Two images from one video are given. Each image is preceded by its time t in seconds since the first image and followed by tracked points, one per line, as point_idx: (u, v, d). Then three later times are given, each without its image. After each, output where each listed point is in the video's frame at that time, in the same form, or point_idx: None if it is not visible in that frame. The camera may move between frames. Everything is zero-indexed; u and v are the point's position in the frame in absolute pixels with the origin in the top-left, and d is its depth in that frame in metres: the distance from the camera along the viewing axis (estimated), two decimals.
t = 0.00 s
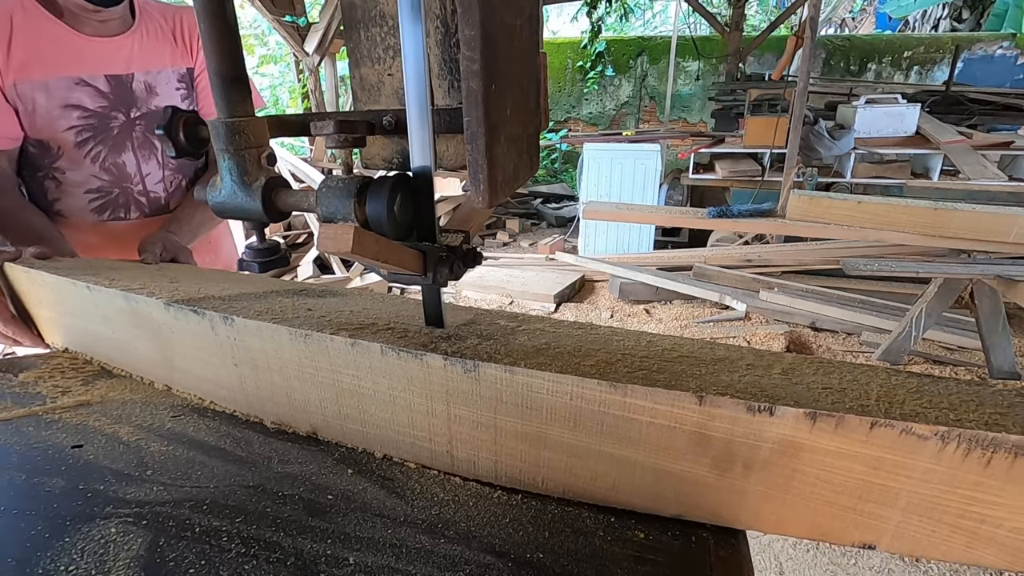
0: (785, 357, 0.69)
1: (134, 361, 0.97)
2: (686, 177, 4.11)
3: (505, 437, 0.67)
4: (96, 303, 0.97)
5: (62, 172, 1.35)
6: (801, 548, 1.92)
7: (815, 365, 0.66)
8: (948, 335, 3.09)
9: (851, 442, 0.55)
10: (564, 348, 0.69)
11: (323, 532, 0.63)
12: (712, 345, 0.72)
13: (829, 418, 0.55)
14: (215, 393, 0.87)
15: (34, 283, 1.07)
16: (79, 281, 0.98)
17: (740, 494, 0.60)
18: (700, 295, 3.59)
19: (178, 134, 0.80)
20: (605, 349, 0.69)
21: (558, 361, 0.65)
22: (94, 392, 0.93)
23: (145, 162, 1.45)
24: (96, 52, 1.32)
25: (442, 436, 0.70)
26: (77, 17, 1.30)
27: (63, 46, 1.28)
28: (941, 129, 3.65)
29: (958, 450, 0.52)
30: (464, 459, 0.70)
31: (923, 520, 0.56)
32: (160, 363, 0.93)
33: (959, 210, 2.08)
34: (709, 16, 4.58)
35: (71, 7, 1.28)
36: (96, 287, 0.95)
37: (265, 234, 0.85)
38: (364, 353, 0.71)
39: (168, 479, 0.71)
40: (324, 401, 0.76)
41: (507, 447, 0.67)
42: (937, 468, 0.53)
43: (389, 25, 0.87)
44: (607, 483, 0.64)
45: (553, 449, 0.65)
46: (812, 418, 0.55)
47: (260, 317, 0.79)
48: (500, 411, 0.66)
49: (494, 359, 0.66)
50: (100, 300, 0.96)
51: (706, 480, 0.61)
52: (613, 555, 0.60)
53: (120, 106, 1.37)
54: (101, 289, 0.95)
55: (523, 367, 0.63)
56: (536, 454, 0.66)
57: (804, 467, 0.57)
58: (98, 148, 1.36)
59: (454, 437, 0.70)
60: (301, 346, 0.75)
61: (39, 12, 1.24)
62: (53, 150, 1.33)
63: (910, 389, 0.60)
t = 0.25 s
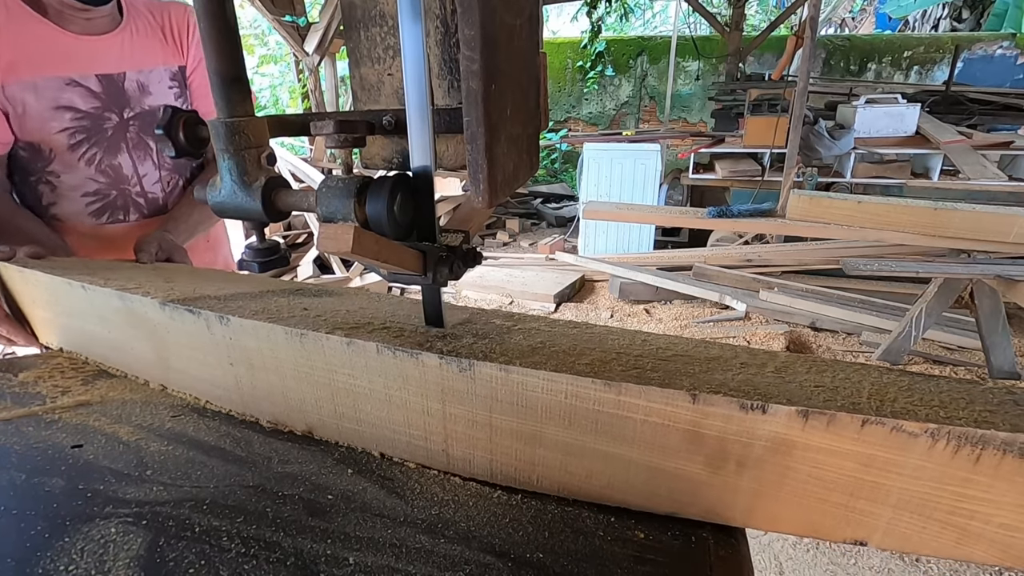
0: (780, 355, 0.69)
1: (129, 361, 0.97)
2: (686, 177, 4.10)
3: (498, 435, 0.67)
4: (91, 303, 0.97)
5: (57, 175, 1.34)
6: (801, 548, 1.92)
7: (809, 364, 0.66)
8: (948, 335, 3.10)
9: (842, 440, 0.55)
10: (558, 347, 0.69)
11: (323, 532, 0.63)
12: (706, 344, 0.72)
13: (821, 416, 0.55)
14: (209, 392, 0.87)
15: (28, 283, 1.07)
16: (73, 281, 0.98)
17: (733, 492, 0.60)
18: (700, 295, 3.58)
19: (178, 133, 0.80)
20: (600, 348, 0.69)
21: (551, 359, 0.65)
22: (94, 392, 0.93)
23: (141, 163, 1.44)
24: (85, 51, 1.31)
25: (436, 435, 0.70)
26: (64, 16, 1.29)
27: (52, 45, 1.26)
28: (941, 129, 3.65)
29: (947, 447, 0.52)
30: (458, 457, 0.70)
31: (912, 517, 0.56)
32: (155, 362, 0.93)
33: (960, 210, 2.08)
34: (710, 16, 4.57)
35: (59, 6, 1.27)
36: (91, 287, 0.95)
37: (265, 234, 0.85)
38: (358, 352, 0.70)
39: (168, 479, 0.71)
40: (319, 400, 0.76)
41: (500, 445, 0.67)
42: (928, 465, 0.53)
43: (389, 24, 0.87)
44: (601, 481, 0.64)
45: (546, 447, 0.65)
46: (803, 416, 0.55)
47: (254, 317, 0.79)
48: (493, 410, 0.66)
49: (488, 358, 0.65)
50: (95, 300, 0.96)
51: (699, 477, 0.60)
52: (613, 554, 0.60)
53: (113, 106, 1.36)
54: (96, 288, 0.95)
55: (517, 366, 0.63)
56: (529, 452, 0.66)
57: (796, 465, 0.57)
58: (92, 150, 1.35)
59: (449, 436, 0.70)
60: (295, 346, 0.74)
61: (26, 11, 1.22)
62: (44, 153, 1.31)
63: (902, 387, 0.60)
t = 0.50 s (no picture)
0: (771, 354, 0.69)
1: (123, 360, 0.97)
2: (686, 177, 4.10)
3: (488, 434, 0.67)
4: (85, 302, 0.97)
5: (51, 174, 1.32)
6: (801, 548, 1.92)
7: (799, 363, 0.66)
8: (948, 335, 3.10)
9: (829, 438, 0.55)
10: (549, 347, 0.69)
11: (323, 532, 0.63)
12: (697, 343, 0.72)
13: (808, 414, 0.55)
14: (201, 391, 0.87)
15: (24, 282, 1.07)
16: (68, 279, 0.98)
17: (721, 490, 0.60)
18: (700, 295, 3.59)
19: (178, 133, 0.80)
20: (590, 347, 0.69)
21: (541, 358, 0.65)
22: (94, 392, 0.93)
23: (136, 164, 1.44)
24: (80, 54, 1.31)
25: (427, 434, 0.70)
26: (58, 17, 1.29)
27: (47, 47, 1.26)
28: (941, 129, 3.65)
29: (933, 446, 0.53)
30: (448, 456, 0.71)
31: (898, 515, 0.56)
32: (149, 361, 0.93)
33: (960, 210, 2.08)
34: (710, 16, 4.57)
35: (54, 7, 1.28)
36: (85, 286, 0.95)
37: (264, 235, 0.85)
38: (349, 351, 0.70)
39: (168, 479, 0.71)
40: (311, 399, 0.76)
41: (490, 443, 0.67)
42: (913, 464, 0.54)
43: (389, 24, 0.87)
44: (591, 480, 0.65)
45: (536, 446, 0.65)
46: (790, 415, 0.55)
47: (247, 316, 0.79)
48: (484, 409, 0.66)
49: (478, 356, 0.66)
50: (89, 299, 0.96)
51: (687, 476, 0.60)
52: (614, 555, 0.60)
53: (109, 108, 1.36)
54: (90, 287, 0.95)
55: (507, 365, 0.63)
56: (519, 451, 0.66)
57: (784, 464, 0.57)
58: (88, 151, 1.35)
59: (439, 435, 0.70)
60: (287, 345, 0.75)
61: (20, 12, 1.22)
62: (35, 154, 1.29)
63: (890, 386, 0.60)
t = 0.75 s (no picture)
0: (760, 353, 0.69)
1: (120, 359, 0.97)
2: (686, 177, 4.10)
3: (477, 432, 0.67)
4: (81, 301, 0.97)
5: (47, 175, 1.33)
6: (801, 548, 1.92)
7: (787, 362, 0.67)
8: (948, 335, 3.10)
9: (813, 437, 0.55)
10: (538, 346, 0.69)
11: (323, 532, 0.63)
12: (687, 343, 0.72)
13: (792, 413, 0.55)
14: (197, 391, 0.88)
15: (21, 281, 1.07)
16: (64, 278, 0.99)
17: (707, 489, 0.60)
18: (700, 295, 3.59)
19: (178, 133, 0.80)
20: (580, 346, 0.69)
21: (529, 357, 0.66)
22: (94, 392, 0.93)
23: (134, 165, 1.44)
24: (77, 56, 1.31)
25: (417, 432, 0.71)
26: (55, 19, 1.29)
27: (44, 50, 1.26)
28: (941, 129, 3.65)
29: (918, 445, 0.53)
30: (438, 454, 0.71)
31: (884, 514, 0.56)
32: (144, 360, 0.93)
33: (960, 210, 2.08)
34: (710, 16, 4.57)
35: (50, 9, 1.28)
36: (81, 284, 0.96)
37: (264, 235, 0.85)
38: (339, 350, 0.71)
39: (168, 479, 0.71)
40: (302, 397, 0.76)
41: (479, 441, 0.68)
42: (899, 463, 0.54)
43: (389, 24, 0.87)
44: (578, 478, 0.65)
45: (524, 444, 0.65)
46: (775, 413, 0.55)
47: (238, 315, 0.79)
48: (472, 407, 0.66)
49: (466, 355, 0.66)
50: (85, 297, 0.96)
51: (673, 474, 0.61)
52: (614, 555, 0.60)
53: (106, 110, 1.36)
54: (86, 286, 0.95)
55: (494, 363, 0.64)
56: (507, 450, 0.66)
57: (769, 462, 0.57)
58: (85, 153, 1.35)
59: (429, 433, 0.70)
60: (277, 343, 0.75)
61: (16, 14, 1.22)
62: (31, 155, 1.30)
63: (878, 386, 0.60)
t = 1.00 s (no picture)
0: (752, 353, 0.69)
1: (117, 358, 0.97)
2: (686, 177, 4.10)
3: (468, 431, 0.68)
4: (78, 300, 0.97)
5: (46, 175, 1.32)
6: (801, 548, 1.92)
7: (779, 362, 0.67)
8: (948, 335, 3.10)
9: (801, 436, 0.55)
10: (530, 346, 0.69)
11: (323, 532, 0.63)
12: (679, 343, 0.73)
13: (780, 412, 0.55)
14: (194, 389, 0.88)
15: (19, 280, 1.07)
16: (60, 277, 0.99)
17: (696, 488, 0.60)
18: (700, 295, 3.58)
19: (178, 134, 0.80)
20: (572, 346, 0.70)
21: (520, 356, 0.66)
22: (94, 392, 0.93)
23: (133, 165, 1.44)
24: (76, 57, 1.31)
25: (409, 431, 0.71)
26: (54, 21, 1.30)
27: (44, 52, 1.26)
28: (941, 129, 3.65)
29: (906, 444, 0.53)
30: (430, 452, 0.71)
31: (873, 513, 0.56)
32: (140, 358, 0.93)
33: (960, 209, 2.08)
34: (710, 16, 4.57)
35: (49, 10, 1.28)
36: (77, 283, 0.96)
37: (264, 235, 0.85)
38: (331, 348, 0.71)
39: (168, 479, 0.71)
40: (296, 396, 0.77)
41: (470, 440, 0.68)
42: (887, 461, 0.54)
43: (389, 24, 0.87)
44: (569, 476, 0.65)
45: (515, 443, 0.66)
46: (763, 412, 0.55)
47: (232, 313, 0.79)
48: (463, 405, 0.66)
49: (457, 354, 0.66)
50: (82, 296, 0.96)
51: (663, 472, 0.61)
52: (614, 555, 0.60)
53: (105, 112, 1.36)
54: (82, 285, 0.95)
55: (485, 362, 0.64)
56: (499, 448, 0.67)
57: (759, 461, 0.57)
58: (84, 154, 1.35)
59: (421, 432, 0.70)
60: (271, 341, 0.75)
61: (15, 16, 1.22)
62: (31, 156, 1.30)
63: (868, 385, 0.60)
